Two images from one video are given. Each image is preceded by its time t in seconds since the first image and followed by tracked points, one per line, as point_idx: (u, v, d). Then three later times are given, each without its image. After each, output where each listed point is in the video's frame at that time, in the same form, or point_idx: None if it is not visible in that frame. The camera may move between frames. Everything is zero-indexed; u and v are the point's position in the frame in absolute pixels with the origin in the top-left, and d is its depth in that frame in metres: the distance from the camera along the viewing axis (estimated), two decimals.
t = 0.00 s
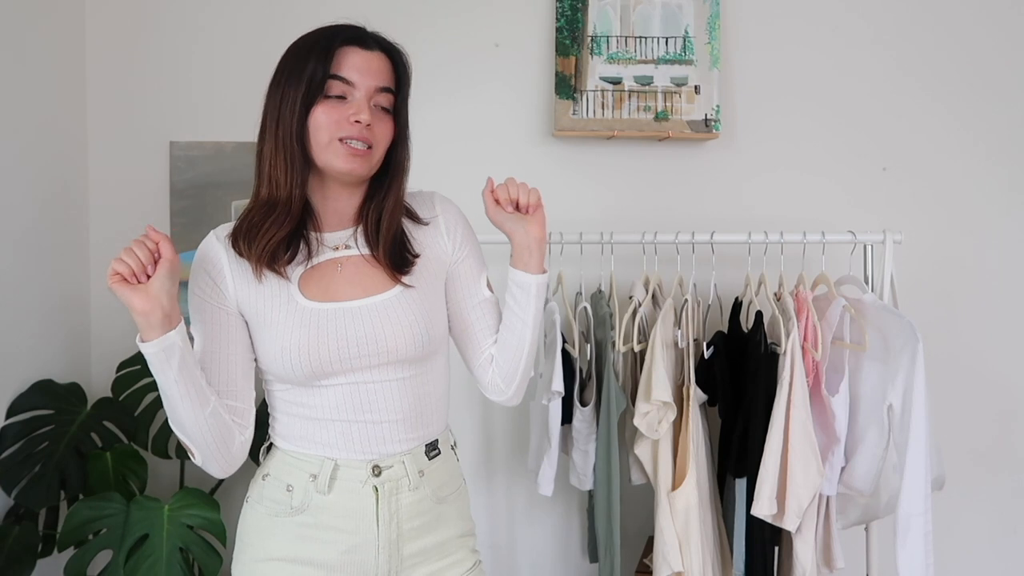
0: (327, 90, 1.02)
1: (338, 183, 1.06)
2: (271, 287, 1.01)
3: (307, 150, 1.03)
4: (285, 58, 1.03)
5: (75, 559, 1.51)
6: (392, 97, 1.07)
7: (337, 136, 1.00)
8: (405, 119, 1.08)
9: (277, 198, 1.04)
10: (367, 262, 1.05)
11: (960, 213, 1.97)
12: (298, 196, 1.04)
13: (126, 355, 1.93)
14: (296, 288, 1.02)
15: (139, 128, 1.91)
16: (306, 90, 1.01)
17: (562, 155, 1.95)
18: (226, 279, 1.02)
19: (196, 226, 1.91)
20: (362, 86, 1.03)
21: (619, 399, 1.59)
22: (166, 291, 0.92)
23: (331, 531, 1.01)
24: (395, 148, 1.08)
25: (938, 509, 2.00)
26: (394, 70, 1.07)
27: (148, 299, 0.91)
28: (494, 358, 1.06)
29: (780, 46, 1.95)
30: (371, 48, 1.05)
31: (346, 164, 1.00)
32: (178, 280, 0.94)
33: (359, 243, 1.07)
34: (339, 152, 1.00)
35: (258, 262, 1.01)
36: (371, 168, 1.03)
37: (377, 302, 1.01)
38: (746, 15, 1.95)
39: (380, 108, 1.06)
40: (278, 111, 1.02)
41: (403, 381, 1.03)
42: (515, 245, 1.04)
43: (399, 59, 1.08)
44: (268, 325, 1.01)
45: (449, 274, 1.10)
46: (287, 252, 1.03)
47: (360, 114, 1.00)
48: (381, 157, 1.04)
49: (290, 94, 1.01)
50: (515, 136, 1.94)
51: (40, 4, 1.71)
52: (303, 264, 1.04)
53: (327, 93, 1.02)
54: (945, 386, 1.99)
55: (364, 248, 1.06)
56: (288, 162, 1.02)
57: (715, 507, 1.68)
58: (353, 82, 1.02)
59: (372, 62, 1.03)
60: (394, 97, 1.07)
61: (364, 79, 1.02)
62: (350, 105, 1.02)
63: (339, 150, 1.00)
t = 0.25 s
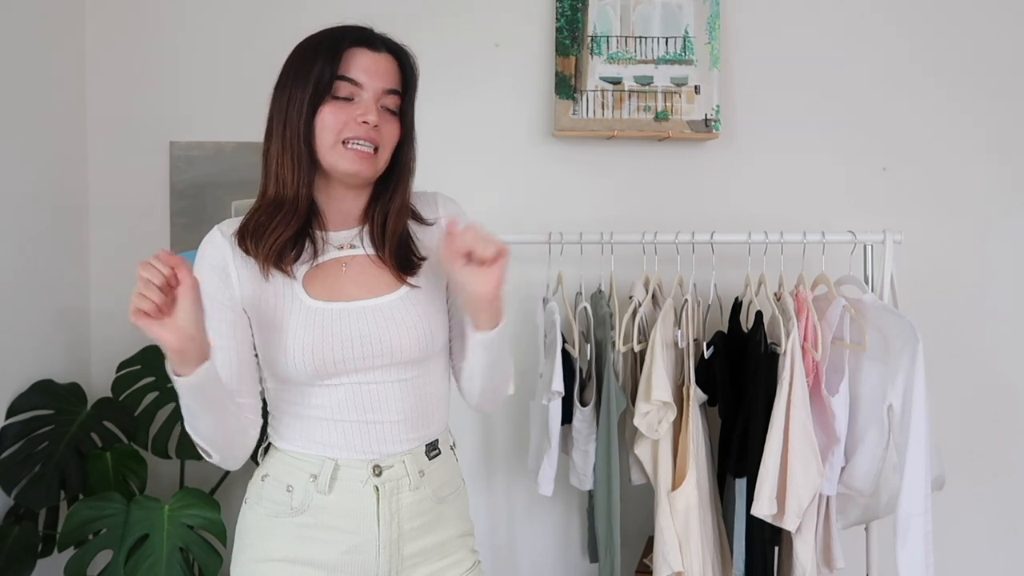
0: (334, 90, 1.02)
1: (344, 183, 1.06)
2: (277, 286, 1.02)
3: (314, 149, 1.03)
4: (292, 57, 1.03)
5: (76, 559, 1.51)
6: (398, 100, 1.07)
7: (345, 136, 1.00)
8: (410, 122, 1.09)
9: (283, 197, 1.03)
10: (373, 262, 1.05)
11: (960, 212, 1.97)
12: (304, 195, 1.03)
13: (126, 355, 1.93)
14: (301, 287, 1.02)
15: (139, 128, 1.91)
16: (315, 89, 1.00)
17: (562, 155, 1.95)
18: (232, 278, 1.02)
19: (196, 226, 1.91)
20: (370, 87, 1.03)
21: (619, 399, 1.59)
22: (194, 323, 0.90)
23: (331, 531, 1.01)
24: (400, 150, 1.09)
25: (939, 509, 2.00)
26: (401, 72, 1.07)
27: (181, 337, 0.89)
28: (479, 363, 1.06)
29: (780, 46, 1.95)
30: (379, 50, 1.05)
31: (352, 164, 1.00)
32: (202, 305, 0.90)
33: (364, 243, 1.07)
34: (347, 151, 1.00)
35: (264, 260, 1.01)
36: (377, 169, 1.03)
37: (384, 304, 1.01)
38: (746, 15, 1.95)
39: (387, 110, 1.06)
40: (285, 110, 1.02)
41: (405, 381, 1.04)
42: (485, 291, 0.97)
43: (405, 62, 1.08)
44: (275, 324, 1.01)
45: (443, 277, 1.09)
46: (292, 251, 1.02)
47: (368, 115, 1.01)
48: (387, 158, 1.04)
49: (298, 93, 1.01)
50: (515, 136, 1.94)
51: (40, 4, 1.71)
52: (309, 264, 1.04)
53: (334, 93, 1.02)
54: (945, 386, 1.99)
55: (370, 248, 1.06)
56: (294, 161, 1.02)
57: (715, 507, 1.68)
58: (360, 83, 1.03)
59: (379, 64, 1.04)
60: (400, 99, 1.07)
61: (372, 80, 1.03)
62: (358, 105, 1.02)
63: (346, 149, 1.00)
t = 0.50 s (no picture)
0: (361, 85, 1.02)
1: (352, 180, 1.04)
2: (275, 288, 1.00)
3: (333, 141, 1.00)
4: (321, 50, 1.02)
5: (75, 559, 1.51)
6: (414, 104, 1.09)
7: (368, 127, 0.99)
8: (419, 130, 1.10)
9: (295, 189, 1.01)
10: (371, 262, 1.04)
11: (960, 212, 1.97)
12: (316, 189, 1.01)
13: (126, 355, 1.93)
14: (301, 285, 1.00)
15: (139, 128, 1.91)
16: (344, 81, 1.00)
17: (562, 155, 1.95)
18: (229, 279, 0.98)
19: (196, 226, 1.91)
20: (394, 88, 1.03)
21: (619, 399, 1.59)
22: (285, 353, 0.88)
23: (330, 531, 1.01)
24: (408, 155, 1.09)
25: (939, 509, 2.00)
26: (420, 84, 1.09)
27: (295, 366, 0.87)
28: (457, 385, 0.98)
29: (780, 45, 1.95)
30: (403, 57, 1.07)
31: (372, 156, 0.99)
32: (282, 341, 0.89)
33: (361, 243, 1.05)
34: (368, 143, 0.99)
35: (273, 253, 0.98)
36: (391, 165, 1.02)
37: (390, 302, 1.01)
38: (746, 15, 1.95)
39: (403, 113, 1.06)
40: (309, 98, 1.00)
41: (403, 379, 1.04)
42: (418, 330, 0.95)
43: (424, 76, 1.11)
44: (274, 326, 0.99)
45: (441, 277, 1.09)
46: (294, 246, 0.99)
47: (393, 110, 1.01)
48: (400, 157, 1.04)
49: (325, 83, 1.00)
50: (515, 136, 1.94)
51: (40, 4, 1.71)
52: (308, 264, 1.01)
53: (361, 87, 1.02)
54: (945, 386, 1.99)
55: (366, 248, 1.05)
56: (313, 152, 1.00)
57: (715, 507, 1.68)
58: (387, 81, 1.03)
59: (404, 69, 1.05)
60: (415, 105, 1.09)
61: (397, 83, 1.04)
62: (383, 101, 1.01)
63: (367, 140, 0.99)
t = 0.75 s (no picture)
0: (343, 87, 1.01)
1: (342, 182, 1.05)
2: (274, 291, 1.00)
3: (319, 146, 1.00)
4: (299, 53, 1.01)
5: (75, 559, 1.51)
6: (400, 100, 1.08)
7: (352, 129, 0.99)
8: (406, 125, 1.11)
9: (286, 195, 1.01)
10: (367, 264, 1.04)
11: (961, 212, 1.97)
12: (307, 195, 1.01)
13: (126, 355, 1.93)
14: (298, 290, 1.01)
15: (140, 128, 1.91)
16: (324, 84, 0.99)
17: (562, 155, 1.95)
18: (229, 284, 0.97)
19: (196, 226, 1.91)
20: (377, 86, 1.03)
21: (619, 399, 1.59)
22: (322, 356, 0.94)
23: (338, 531, 1.01)
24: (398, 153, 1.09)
25: (939, 509, 2.00)
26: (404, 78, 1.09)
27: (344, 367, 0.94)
28: (454, 395, 0.99)
29: (780, 45, 1.95)
30: (385, 52, 1.05)
31: (358, 159, 0.99)
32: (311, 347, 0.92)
33: (357, 247, 1.06)
34: (354, 146, 0.99)
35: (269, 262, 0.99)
36: (379, 166, 1.02)
37: (387, 303, 1.02)
38: (746, 15, 1.95)
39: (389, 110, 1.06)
40: (291, 104, 0.99)
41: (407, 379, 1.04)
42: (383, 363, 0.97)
43: (408, 69, 1.10)
44: (273, 329, 0.99)
45: (441, 277, 1.08)
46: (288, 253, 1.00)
47: (377, 110, 1.00)
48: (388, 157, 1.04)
49: (306, 88, 0.99)
50: (515, 136, 1.94)
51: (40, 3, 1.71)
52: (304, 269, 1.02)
53: (343, 89, 1.01)
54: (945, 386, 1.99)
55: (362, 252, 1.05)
56: (300, 158, 1.00)
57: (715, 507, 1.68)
58: (369, 81, 1.02)
59: (387, 66, 1.04)
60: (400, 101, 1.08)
61: (380, 81, 1.03)
62: (365, 102, 1.01)
63: (353, 143, 0.99)
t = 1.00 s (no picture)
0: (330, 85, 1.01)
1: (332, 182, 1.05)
2: (268, 291, 1.00)
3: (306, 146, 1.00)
4: (286, 52, 1.01)
5: (75, 559, 1.51)
6: (389, 98, 1.07)
7: (340, 129, 0.99)
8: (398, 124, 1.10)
9: (275, 195, 1.02)
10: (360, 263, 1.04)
11: (961, 212, 1.97)
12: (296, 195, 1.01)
13: (126, 355, 1.93)
14: (292, 292, 1.01)
15: (140, 127, 1.91)
16: (310, 83, 0.99)
17: (562, 155, 1.95)
18: (223, 286, 0.98)
19: (196, 226, 1.91)
20: (365, 84, 1.02)
21: (619, 399, 1.59)
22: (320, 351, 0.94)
23: (336, 532, 1.01)
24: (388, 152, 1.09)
25: (939, 509, 2.00)
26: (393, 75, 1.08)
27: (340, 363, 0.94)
28: (451, 392, 0.99)
29: (780, 45, 1.95)
30: (373, 49, 1.05)
31: (346, 158, 0.99)
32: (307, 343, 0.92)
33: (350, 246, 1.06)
34: (341, 146, 0.99)
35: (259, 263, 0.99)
36: (368, 165, 1.02)
37: (382, 302, 1.02)
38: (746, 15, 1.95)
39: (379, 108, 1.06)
40: (277, 105, 0.99)
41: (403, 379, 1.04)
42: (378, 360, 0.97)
43: (398, 66, 1.09)
44: (267, 329, 1.00)
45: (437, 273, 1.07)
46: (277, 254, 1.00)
47: (365, 109, 1.00)
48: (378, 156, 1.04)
49: (292, 87, 0.99)
50: (515, 136, 1.94)
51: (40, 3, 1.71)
52: (297, 270, 1.02)
53: (330, 88, 1.01)
54: (945, 386, 1.99)
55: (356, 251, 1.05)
56: (287, 158, 1.00)
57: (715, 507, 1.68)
58: (356, 79, 1.02)
59: (375, 63, 1.04)
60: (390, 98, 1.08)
61: (368, 78, 1.02)
62: (353, 101, 1.01)
63: (340, 143, 0.99)
